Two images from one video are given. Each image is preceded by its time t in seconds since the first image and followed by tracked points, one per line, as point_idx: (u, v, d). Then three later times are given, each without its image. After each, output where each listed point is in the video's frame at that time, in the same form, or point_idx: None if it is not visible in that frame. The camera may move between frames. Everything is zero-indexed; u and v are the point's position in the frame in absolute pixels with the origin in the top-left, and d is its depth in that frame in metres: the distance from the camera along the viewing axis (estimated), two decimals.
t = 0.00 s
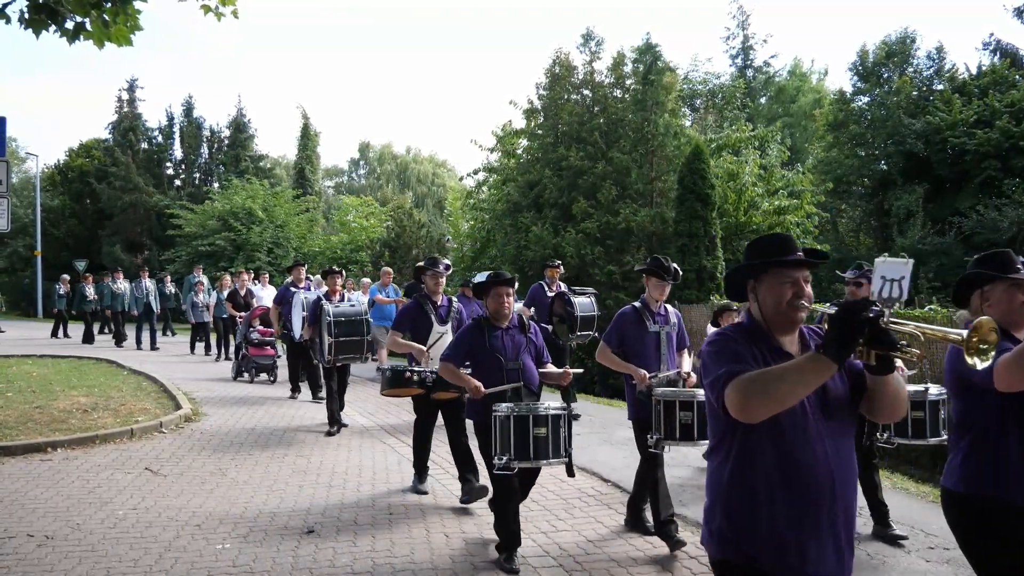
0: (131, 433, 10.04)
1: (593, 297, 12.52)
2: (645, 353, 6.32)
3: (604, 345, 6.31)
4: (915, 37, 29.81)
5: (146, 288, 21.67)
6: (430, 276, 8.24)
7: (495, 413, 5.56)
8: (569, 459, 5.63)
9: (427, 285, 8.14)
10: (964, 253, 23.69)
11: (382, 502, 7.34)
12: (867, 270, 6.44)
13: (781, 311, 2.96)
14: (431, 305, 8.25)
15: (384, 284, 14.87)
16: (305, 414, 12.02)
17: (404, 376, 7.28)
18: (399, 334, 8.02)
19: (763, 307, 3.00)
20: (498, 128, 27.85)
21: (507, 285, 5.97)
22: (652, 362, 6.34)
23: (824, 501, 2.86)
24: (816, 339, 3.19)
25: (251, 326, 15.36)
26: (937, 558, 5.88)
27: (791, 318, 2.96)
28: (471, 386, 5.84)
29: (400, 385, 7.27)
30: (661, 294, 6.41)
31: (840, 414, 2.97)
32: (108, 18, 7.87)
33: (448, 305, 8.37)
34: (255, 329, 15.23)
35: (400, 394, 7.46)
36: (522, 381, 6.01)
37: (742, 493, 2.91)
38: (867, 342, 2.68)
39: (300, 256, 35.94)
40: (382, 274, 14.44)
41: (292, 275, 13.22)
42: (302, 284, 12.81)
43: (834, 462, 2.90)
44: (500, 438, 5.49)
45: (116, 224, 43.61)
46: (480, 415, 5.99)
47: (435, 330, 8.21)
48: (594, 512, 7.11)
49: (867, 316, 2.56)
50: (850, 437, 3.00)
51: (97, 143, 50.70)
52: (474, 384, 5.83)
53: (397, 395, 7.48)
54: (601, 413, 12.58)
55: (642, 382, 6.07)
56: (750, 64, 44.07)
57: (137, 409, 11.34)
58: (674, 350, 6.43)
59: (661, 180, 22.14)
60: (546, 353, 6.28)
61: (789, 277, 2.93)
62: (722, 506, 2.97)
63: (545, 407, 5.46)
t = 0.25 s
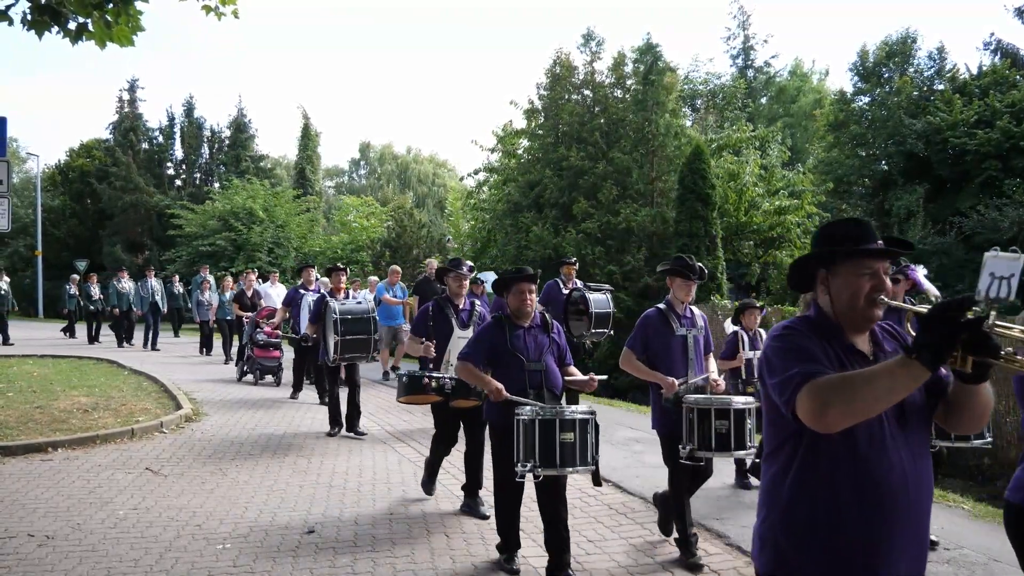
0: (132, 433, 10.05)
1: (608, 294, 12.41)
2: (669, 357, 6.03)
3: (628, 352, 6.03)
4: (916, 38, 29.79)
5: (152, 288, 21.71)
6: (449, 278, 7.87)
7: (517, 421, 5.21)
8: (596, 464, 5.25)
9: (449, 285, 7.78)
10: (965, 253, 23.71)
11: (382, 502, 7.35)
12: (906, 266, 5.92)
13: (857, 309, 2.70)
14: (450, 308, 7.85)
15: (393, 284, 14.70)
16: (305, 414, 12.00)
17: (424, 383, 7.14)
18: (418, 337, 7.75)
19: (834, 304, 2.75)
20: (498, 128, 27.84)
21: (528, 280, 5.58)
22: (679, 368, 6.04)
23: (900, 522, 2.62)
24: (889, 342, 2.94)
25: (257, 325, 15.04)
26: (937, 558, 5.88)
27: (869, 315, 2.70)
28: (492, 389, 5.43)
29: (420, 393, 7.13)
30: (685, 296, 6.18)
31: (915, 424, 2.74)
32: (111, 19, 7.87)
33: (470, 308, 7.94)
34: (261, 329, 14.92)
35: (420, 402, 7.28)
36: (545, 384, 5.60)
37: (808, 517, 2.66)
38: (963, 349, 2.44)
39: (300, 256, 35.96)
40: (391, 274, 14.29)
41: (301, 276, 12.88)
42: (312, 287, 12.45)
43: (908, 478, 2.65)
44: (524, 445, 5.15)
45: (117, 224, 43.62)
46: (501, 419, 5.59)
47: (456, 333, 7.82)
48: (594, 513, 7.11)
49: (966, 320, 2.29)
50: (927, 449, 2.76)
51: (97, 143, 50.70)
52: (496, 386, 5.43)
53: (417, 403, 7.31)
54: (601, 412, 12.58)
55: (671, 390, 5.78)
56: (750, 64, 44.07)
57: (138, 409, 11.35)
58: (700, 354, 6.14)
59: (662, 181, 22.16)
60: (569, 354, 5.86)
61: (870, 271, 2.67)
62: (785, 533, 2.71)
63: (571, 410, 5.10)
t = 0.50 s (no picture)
0: (132, 433, 10.05)
1: (619, 296, 12.42)
2: (695, 359, 5.57)
3: (649, 353, 5.52)
4: (916, 37, 29.76)
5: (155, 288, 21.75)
6: (462, 275, 7.26)
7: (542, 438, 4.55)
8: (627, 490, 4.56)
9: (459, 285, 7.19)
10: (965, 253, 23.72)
11: (382, 501, 7.35)
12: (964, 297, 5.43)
13: (943, 321, 2.43)
14: (464, 307, 7.28)
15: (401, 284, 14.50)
16: (306, 415, 12.00)
17: (431, 390, 6.23)
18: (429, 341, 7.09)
19: (919, 316, 2.47)
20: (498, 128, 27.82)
21: (555, 289, 5.02)
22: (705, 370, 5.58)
23: (1012, 552, 2.35)
24: (980, 360, 2.64)
25: (261, 327, 14.76)
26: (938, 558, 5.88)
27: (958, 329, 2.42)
28: (515, 403, 4.84)
29: (428, 400, 6.22)
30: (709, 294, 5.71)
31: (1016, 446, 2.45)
32: (111, 19, 7.88)
33: (485, 305, 7.39)
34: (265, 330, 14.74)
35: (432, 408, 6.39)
36: (574, 401, 4.95)
37: (909, 551, 2.36)
38: None
39: (301, 256, 35.95)
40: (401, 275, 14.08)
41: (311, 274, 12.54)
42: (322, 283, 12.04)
43: (1016, 502, 2.37)
44: (549, 468, 4.47)
45: (118, 224, 43.67)
46: (525, 440, 4.94)
47: (470, 334, 7.21)
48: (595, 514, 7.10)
49: None
50: None
51: (98, 143, 50.71)
52: (519, 399, 4.84)
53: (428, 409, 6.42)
54: (601, 412, 12.57)
55: (698, 394, 5.26)
56: (751, 64, 44.07)
57: (138, 409, 11.34)
58: (727, 357, 5.71)
59: (662, 181, 22.18)
60: (601, 370, 5.22)
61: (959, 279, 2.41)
62: (883, 569, 2.40)
63: (598, 426, 4.44)
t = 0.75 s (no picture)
0: (132, 432, 10.06)
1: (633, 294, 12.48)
2: (735, 368, 5.36)
3: (686, 363, 5.30)
4: (917, 37, 29.75)
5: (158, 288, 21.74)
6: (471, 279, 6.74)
7: (565, 449, 4.27)
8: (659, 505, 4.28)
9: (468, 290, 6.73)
10: (965, 253, 23.72)
11: (382, 502, 7.36)
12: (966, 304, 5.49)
13: None
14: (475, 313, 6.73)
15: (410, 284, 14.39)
16: (306, 415, 12.01)
17: (447, 407, 6.05)
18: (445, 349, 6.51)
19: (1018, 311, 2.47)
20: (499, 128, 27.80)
21: (584, 289, 4.68)
22: (744, 381, 5.38)
23: None
24: None
25: (265, 328, 14.57)
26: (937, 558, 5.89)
27: None
28: (540, 412, 4.55)
29: (442, 417, 6.02)
30: (750, 301, 5.49)
31: None
32: (110, 20, 7.90)
33: (496, 311, 6.84)
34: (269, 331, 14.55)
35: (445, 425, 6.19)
36: (602, 409, 4.68)
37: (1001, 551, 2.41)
38: None
39: (301, 256, 35.96)
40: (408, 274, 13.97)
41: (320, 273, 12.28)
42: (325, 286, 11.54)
43: None
44: (573, 482, 4.20)
45: (118, 225, 43.66)
46: (549, 449, 4.67)
47: (484, 341, 6.68)
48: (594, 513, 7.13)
49: None
50: None
51: (99, 144, 50.74)
52: (544, 409, 4.55)
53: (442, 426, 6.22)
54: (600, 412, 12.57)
55: (737, 407, 5.07)
56: (751, 64, 44.09)
57: (138, 409, 11.36)
58: (766, 366, 5.46)
59: (662, 181, 22.22)
60: (630, 373, 4.93)
61: None
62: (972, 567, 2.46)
63: (629, 441, 4.15)
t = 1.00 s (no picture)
0: (132, 433, 10.06)
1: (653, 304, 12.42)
2: (767, 370, 4.95)
3: (714, 364, 4.94)
4: (918, 37, 29.73)
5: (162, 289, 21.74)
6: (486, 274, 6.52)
7: (599, 472, 4.00)
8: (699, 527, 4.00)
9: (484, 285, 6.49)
10: (966, 254, 23.71)
11: (382, 501, 7.37)
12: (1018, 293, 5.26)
13: None
14: (490, 311, 6.62)
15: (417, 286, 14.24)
16: (306, 416, 12.00)
17: (468, 404, 5.56)
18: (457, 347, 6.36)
19: None
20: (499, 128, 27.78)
21: (607, 298, 4.45)
22: (777, 384, 4.97)
23: None
24: None
25: (269, 329, 14.46)
26: (937, 558, 5.88)
27: None
28: (561, 427, 4.30)
29: (462, 416, 5.55)
30: (787, 296, 5.09)
31: None
32: (109, 20, 7.90)
33: (510, 310, 6.75)
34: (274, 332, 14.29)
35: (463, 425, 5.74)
36: (631, 425, 4.43)
37: None
38: None
39: (301, 256, 35.98)
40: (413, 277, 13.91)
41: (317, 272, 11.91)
42: (327, 287, 11.43)
43: None
44: (607, 506, 3.95)
45: (118, 225, 43.69)
46: (574, 467, 4.38)
47: (499, 341, 6.61)
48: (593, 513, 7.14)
49: None
50: None
51: (99, 144, 50.78)
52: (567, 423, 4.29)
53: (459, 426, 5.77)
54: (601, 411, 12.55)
55: (770, 412, 4.76)
56: (751, 64, 44.10)
57: (139, 409, 11.36)
58: (802, 366, 5.08)
59: (663, 181, 22.24)
60: (659, 386, 4.63)
61: None
62: None
63: (667, 462, 3.86)
